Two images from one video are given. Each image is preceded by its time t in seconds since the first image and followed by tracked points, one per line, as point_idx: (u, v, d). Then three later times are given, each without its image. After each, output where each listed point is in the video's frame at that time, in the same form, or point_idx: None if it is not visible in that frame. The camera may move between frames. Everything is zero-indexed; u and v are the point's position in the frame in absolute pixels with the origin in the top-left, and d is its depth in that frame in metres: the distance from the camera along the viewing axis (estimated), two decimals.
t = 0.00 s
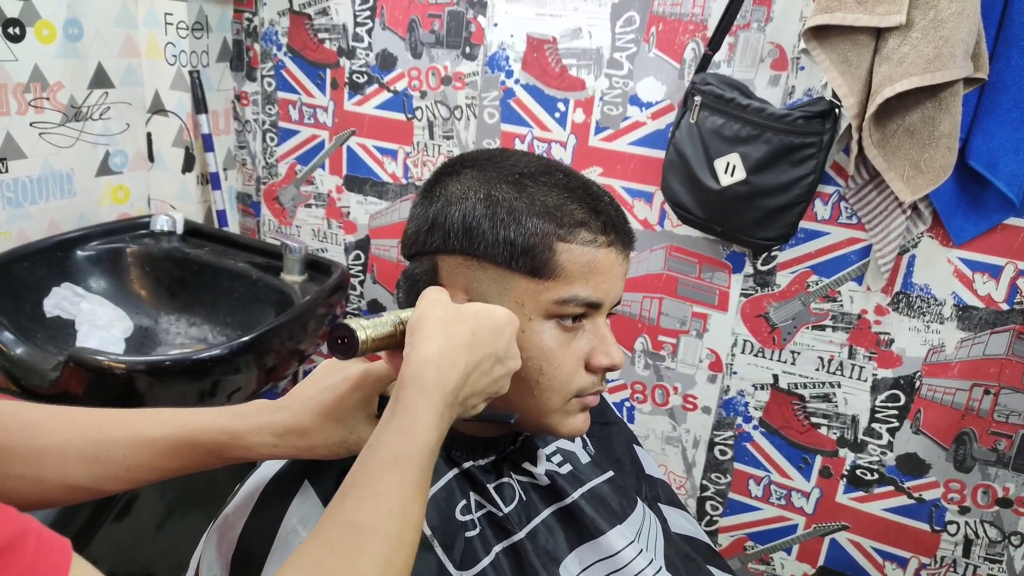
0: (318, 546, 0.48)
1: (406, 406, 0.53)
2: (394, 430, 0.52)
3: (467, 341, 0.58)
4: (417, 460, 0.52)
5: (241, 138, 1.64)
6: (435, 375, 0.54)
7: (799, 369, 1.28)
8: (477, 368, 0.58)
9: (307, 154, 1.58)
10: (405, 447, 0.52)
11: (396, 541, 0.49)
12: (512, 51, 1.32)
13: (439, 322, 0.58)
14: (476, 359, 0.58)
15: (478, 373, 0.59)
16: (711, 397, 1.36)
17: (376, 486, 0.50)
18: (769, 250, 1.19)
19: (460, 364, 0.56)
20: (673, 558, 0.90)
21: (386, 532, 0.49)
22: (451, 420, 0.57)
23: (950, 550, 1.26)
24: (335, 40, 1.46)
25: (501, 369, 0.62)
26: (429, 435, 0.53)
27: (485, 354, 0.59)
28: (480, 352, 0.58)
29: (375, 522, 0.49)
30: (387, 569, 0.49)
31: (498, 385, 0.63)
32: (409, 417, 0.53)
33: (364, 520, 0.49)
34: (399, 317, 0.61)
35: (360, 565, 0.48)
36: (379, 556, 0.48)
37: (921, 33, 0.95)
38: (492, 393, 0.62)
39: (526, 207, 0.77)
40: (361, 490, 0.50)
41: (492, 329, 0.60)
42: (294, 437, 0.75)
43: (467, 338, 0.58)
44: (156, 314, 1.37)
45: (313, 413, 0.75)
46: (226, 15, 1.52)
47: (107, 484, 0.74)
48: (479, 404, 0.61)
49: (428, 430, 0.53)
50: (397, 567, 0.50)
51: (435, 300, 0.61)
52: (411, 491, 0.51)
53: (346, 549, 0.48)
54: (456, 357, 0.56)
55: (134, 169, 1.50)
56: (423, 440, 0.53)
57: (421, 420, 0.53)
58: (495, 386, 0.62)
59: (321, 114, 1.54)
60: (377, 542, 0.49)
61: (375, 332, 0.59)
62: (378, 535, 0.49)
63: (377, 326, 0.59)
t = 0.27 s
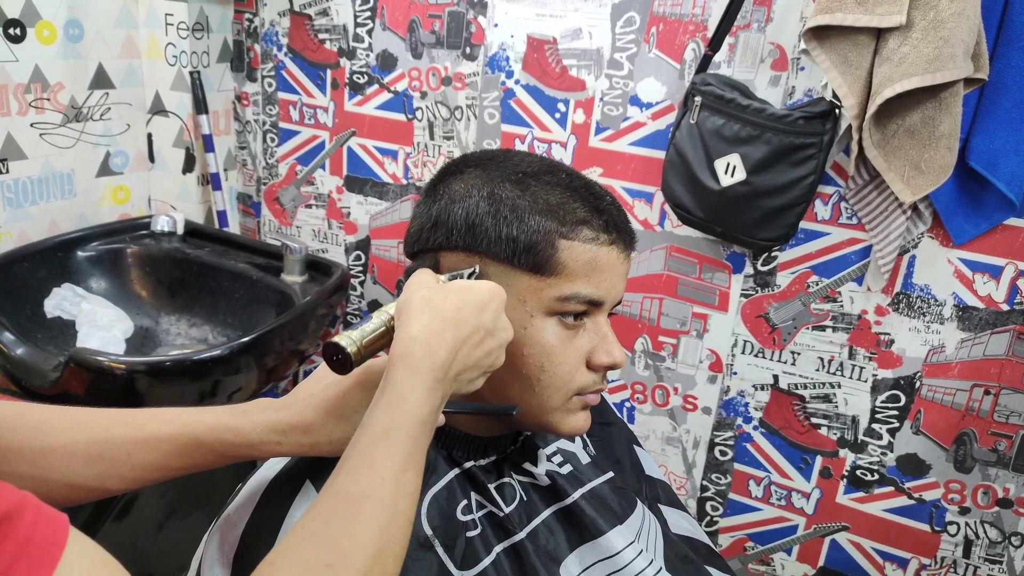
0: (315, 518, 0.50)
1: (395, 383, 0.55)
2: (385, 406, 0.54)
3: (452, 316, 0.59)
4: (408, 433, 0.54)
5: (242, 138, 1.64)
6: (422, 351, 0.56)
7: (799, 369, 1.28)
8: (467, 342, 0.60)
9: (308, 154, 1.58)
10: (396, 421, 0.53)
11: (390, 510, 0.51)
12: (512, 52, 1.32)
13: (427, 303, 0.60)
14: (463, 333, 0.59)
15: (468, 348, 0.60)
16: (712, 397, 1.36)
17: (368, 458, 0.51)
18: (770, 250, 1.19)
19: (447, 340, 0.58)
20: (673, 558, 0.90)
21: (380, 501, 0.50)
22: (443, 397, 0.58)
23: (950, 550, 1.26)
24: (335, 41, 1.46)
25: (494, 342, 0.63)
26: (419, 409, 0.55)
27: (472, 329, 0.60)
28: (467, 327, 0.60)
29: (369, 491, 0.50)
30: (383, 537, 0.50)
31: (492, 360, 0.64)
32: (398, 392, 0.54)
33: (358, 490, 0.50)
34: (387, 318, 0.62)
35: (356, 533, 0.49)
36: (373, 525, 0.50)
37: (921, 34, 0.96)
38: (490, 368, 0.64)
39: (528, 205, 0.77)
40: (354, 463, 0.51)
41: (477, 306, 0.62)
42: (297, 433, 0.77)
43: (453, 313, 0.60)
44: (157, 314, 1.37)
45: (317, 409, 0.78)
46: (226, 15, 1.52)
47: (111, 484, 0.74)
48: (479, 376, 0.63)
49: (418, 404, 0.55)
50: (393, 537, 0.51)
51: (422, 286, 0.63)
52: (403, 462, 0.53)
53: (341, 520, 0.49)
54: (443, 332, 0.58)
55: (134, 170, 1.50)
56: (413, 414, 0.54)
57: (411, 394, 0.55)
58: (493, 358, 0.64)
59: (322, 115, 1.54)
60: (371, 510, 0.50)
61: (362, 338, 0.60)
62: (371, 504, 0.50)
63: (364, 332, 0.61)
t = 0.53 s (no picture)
0: (290, 515, 0.50)
1: (366, 378, 0.55)
2: (357, 401, 0.54)
3: (424, 309, 0.60)
4: (382, 427, 0.54)
5: (241, 141, 1.64)
6: (389, 345, 0.57)
7: (797, 371, 1.28)
8: (441, 334, 0.61)
9: (307, 157, 1.58)
10: (368, 416, 0.54)
11: (366, 503, 0.51)
12: (511, 54, 1.32)
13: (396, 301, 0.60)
14: (436, 325, 0.60)
15: (441, 340, 0.61)
16: (710, 399, 1.36)
17: (341, 454, 0.52)
18: (768, 252, 1.20)
19: (418, 334, 0.58)
20: (673, 560, 0.90)
21: (355, 495, 0.51)
22: (417, 389, 0.59)
23: (949, 552, 1.26)
24: (334, 43, 1.46)
25: (471, 333, 0.65)
26: (392, 402, 0.55)
27: (445, 321, 0.61)
28: (440, 320, 0.61)
29: (342, 486, 0.51)
30: (359, 529, 0.51)
31: (470, 352, 0.65)
32: (369, 388, 0.55)
33: (331, 486, 0.51)
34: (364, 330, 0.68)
35: (332, 528, 0.50)
36: (348, 519, 0.50)
37: (918, 36, 0.96)
38: (469, 361, 0.66)
39: (527, 209, 0.77)
40: (327, 459, 0.52)
41: (449, 298, 0.63)
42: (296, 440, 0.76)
43: (424, 306, 0.60)
44: (155, 317, 1.37)
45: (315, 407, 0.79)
46: (225, 18, 1.52)
47: (111, 489, 0.74)
48: (462, 370, 0.65)
49: (391, 398, 0.55)
50: (370, 528, 0.52)
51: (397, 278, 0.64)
52: (378, 455, 0.53)
53: (316, 515, 0.50)
54: (414, 326, 0.59)
55: (133, 173, 1.50)
56: (386, 407, 0.55)
57: (382, 388, 0.55)
58: (474, 351, 0.66)
59: (321, 117, 1.54)
60: (346, 505, 0.50)
61: (339, 347, 0.66)
62: (346, 499, 0.51)
63: (341, 340, 0.66)
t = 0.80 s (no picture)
0: (272, 503, 0.51)
1: (342, 371, 0.57)
2: (335, 393, 0.56)
3: (401, 301, 0.63)
4: (360, 415, 0.56)
5: (240, 142, 1.64)
6: (364, 335, 0.59)
7: (797, 372, 1.28)
8: (420, 324, 0.64)
9: (306, 158, 1.58)
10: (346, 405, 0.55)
11: (346, 489, 0.52)
12: (510, 55, 1.32)
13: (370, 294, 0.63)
14: (413, 317, 0.63)
15: (416, 330, 0.64)
16: (710, 400, 1.36)
17: (321, 442, 0.53)
18: (766, 253, 1.20)
19: (393, 325, 0.61)
20: (672, 561, 0.90)
21: (336, 480, 0.52)
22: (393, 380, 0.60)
23: (948, 552, 1.26)
24: (333, 44, 1.46)
25: (449, 325, 0.68)
26: (369, 392, 0.57)
27: (420, 312, 0.64)
28: (414, 311, 0.64)
29: (323, 472, 0.52)
30: (341, 515, 0.51)
31: (448, 343, 0.68)
32: (347, 379, 0.57)
33: (312, 472, 0.51)
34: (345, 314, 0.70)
35: (314, 512, 0.50)
36: (329, 504, 0.51)
37: (917, 37, 0.96)
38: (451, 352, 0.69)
39: (528, 213, 0.77)
40: (307, 448, 0.53)
41: (424, 291, 0.66)
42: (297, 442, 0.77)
43: (400, 299, 0.63)
44: (155, 318, 1.37)
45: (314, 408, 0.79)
46: (224, 19, 1.52)
47: (113, 491, 0.74)
48: (443, 361, 0.69)
49: (367, 386, 0.57)
50: (352, 515, 0.52)
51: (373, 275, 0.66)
52: (357, 443, 0.54)
53: (298, 502, 0.50)
54: (390, 318, 0.61)
55: (132, 174, 1.50)
56: (364, 395, 0.56)
57: (359, 378, 0.57)
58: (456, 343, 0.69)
59: (320, 118, 1.54)
60: (327, 490, 0.51)
61: (322, 322, 0.67)
62: (327, 484, 0.51)
63: (326, 317, 0.68)
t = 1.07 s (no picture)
0: (274, 498, 0.51)
1: (349, 370, 0.57)
2: (341, 393, 0.56)
3: (407, 306, 0.63)
4: (365, 414, 0.56)
5: (243, 141, 1.64)
6: (372, 338, 0.60)
7: (799, 372, 1.28)
8: (425, 328, 0.64)
9: (308, 157, 1.58)
10: (352, 404, 0.55)
11: (348, 486, 0.52)
12: (513, 55, 1.32)
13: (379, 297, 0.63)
14: (419, 322, 0.64)
15: (423, 334, 0.64)
16: (712, 399, 1.36)
17: (325, 439, 0.53)
18: (769, 253, 1.20)
19: (401, 329, 0.61)
20: (675, 560, 0.90)
21: (338, 477, 0.52)
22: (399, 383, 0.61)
23: (951, 552, 1.26)
24: (336, 44, 1.47)
25: (455, 330, 0.68)
26: (375, 393, 0.57)
27: (428, 317, 0.65)
28: (423, 316, 0.64)
29: (327, 468, 0.52)
30: (343, 511, 0.51)
31: (453, 348, 0.69)
32: (353, 378, 0.57)
33: (315, 468, 0.52)
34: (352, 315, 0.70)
35: (316, 507, 0.50)
36: (331, 500, 0.51)
37: (921, 36, 0.96)
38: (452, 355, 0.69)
39: (534, 208, 0.77)
40: (311, 444, 0.53)
41: (433, 295, 0.66)
42: (302, 438, 0.78)
43: (408, 303, 0.64)
44: (158, 317, 1.37)
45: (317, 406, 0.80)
46: (227, 18, 1.52)
47: (121, 486, 0.75)
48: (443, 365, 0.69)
49: (373, 387, 0.57)
50: (353, 512, 0.52)
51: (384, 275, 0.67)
52: (360, 441, 0.54)
53: (301, 497, 0.50)
54: (397, 322, 0.62)
55: (135, 173, 1.50)
56: (369, 396, 0.57)
57: (365, 378, 0.57)
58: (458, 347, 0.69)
59: (323, 117, 1.54)
60: (330, 486, 0.51)
61: (329, 327, 0.67)
62: (330, 480, 0.51)
63: (332, 321, 0.68)
